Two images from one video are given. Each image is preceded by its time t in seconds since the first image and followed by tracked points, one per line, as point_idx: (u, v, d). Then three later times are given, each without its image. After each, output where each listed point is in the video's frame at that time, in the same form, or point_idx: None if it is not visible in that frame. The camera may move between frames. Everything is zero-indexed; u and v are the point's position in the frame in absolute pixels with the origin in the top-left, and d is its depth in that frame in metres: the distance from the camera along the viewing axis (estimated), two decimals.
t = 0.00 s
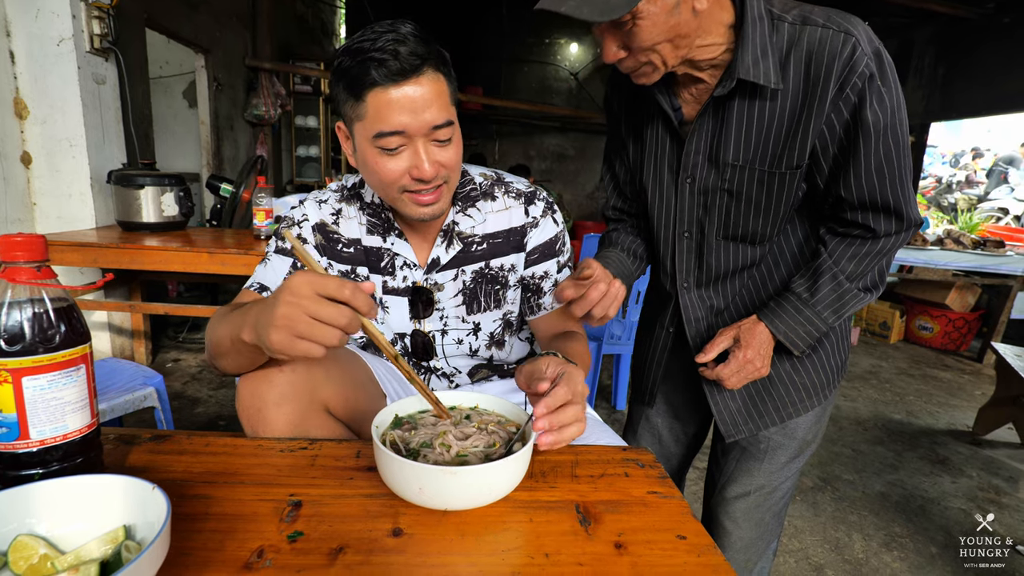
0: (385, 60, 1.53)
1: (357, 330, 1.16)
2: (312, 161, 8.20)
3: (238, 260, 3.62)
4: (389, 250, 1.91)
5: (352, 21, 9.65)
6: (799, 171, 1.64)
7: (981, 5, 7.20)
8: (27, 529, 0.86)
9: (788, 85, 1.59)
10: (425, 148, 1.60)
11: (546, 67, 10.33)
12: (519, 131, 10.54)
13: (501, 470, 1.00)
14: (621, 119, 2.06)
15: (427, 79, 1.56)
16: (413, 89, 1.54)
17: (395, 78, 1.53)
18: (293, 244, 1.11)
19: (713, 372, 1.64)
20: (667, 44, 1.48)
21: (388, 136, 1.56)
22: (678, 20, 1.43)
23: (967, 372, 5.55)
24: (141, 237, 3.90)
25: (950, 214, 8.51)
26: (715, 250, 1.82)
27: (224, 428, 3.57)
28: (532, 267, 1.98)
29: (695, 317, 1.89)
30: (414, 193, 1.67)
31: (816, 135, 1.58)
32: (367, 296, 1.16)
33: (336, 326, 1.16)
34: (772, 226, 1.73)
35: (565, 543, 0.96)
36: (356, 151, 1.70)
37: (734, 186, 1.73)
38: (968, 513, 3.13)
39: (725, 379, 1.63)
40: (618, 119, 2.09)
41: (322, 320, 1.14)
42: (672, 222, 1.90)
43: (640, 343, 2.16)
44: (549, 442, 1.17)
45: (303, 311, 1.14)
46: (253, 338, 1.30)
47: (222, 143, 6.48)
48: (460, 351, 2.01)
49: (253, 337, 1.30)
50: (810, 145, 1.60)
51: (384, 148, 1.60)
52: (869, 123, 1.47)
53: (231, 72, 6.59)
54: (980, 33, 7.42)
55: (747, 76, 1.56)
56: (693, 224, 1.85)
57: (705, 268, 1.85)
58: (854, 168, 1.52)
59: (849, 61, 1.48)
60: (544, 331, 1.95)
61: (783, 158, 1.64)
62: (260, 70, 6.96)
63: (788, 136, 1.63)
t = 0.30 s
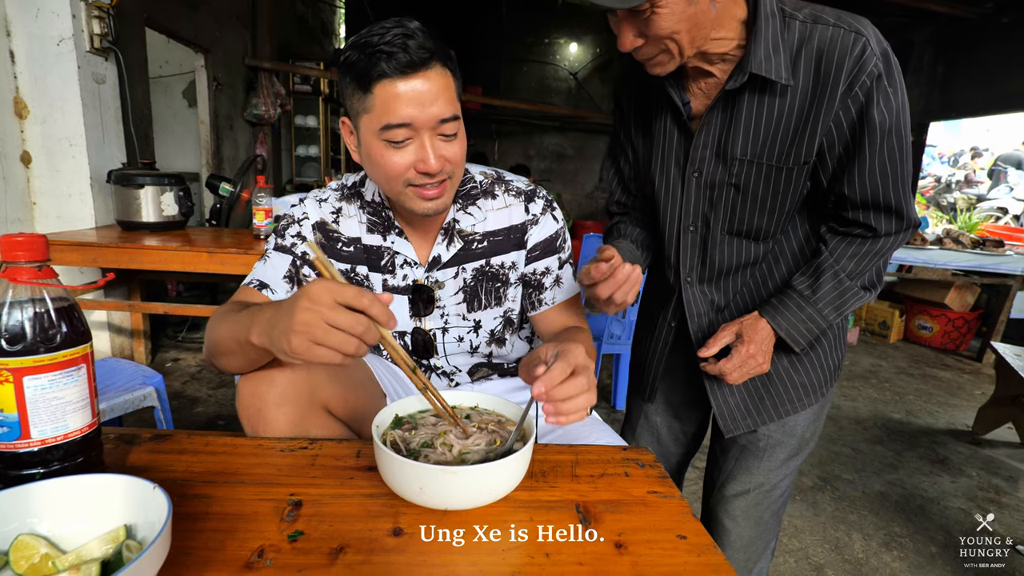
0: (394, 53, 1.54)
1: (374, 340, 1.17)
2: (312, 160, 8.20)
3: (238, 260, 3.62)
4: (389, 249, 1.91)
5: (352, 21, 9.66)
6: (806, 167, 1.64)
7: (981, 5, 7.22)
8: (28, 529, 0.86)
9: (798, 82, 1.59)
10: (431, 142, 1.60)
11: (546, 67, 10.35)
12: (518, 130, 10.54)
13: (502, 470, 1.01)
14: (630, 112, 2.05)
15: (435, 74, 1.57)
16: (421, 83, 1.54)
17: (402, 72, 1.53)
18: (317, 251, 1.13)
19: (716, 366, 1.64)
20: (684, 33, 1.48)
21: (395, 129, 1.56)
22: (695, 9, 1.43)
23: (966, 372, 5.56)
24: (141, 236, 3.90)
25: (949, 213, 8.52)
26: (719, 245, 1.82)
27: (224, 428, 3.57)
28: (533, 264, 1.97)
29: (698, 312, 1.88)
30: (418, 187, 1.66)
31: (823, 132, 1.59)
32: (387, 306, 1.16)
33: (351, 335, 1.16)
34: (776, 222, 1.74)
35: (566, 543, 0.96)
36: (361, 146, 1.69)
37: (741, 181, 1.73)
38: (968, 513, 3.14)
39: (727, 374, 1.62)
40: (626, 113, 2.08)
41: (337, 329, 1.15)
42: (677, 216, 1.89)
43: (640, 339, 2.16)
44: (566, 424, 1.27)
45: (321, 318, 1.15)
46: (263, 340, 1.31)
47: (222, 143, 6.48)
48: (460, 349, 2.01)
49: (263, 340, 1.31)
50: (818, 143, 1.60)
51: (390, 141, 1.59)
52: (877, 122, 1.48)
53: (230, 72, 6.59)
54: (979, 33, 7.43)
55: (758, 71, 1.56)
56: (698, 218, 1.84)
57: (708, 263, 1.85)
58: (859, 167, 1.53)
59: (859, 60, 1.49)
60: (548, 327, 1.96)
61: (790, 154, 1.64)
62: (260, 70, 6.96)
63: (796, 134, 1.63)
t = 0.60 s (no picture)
0: (393, 49, 1.54)
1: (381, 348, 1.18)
2: (311, 161, 8.22)
3: (237, 260, 3.62)
4: (389, 249, 1.91)
5: (352, 22, 9.67)
6: (808, 169, 1.65)
7: (979, 7, 7.27)
8: (27, 529, 0.86)
9: (801, 84, 1.59)
10: (430, 138, 1.61)
11: (545, 68, 10.37)
12: (517, 131, 10.55)
13: (500, 471, 1.01)
14: (636, 111, 2.06)
15: (433, 71, 1.57)
16: (420, 80, 1.55)
17: (400, 68, 1.54)
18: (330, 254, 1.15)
19: (713, 363, 1.64)
20: (693, 32, 1.48)
21: (394, 125, 1.57)
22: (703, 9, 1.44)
23: (965, 373, 5.56)
24: (140, 237, 3.90)
25: (947, 215, 8.55)
26: (720, 243, 1.82)
27: (223, 428, 3.57)
28: (532, 263, 1.97)
29: (698, 311, 1.88)
30: (417, 184, 1.66)
31: (825, 135, 1.59)
32: (395, 315, 1.17)
33: (358, 340, 1.17)
34: (776, 223, 1.74)
35: (565, 544, 0.97)
36: (360, 143, 1.69)
37: (742, 180, 1.73)
38: (967, 513, 3.14)
39: (725, 371, 1.63)
40: (631, 112, 2.09)
41: (345, 333, 1.16)
42: (679, 215, 1.90)
43: (641, 337, 2.16)
44: (569, 415, 1.33)
45: (331, 319, 1.16)
46: (266, 340, 1.30)
47: (222, 144, 6.48)
48: (459, 349, 2.01)
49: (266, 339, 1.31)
50: (819, 145, 1.61)
51: (390, 138, 1.60)
52: (877, 126, 1.49)
53: (230, 73, 6.59)
54: (976, 35, 7.47)
55: (762, 73, 1.57)
56: (700, 217, 1.84)
57: (709, 261, 1.85)
58: (858, 170, 1.54)
59: (861, 64, 1.50)
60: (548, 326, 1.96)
61: (792, 155, 1.65)
62: (260, 71, 6.98)
63: (798, 135, 1.63)
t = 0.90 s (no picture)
0: (397, 65, 1.53)
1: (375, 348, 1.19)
2: (313, 164, 8.25)
3: (239, 262, 3.63)
4: (391, 253, 1.92)
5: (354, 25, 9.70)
6: (811, 172, 1.65)
7: (980, 10, 7.31)
8: (32, 532, 0.86)
9: (806, 87, 1.60)
10: (434, 153, 1.62)
11: (546, 71, 10.40)
12: (518, 134, 10.56)
13: (503, 475, 1.01)
14: (641, 112, 2.07)
15: (438, 85, 1.57)
16: (426, 95, 1.54)
17: (404, 83, 1.53)
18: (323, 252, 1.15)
19: (713, 363, 1.65)
20: (699, 34, 1.49)
21: (398, 140, 1.57)
22: (710, 11, 1.46)
23: (967, 377, 5.55)
24: (142, 239, 3.90)
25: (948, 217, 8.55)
26: (723, 245, 1.82)
27: (224, 430, 3.57)
28: (533, 267, 1.97)
29: (701, 311, 1.89)
30: (421, 197, 1.68)
31: (829, 138, 1.59)
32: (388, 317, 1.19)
33: (354, 340, 1.17)
34: (780, 225, 1.74)
35: (568, 548, 0.97)
36: (364, 155, 1.69)
37: (746, 182, 1.73)
38: (969, 517, 3.14)
39: (725, 371, 1.63)
40: (637, 113, 2.09)
41: (340, 332, 1.16)
42: (683, 215, 1.90)
43: (644, 338, 2.16)
44: (573, 417, 1.34)
45: (326, 318, 1.16)
46: (265, 341, 1.31)
47: (224, 146, 6.50)
48: (461, 353, 2.01)
49: (265, 341, 1.31)
50: (823, 148, 1.61)
51: (393, 152, 1.60)
52: (880, 130, 1.50)
53: (233, 76, 6.62)
54: (977, 37, 7.51)
55: (766, 75, 1.58)
56: (704, 218, 1.85)
57: (712, 262, 1.85)
58: (861, 173, 1.55)
59: (865, 69, 1.51)
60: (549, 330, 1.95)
61: (796, 157, 1.65)
62: (262, 74, 7.02)
63: (801, 138, 1.64)
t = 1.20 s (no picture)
0: (399, 62, 1.54)
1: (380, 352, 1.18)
2: (315, 165, 8.27)
3: (241, 263, 3.64)
4: (394, 254, 1.92)
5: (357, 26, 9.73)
6: (813, 174, 1.65)
7: (983, 12, 7.35)
8: (35, 531, 0.86)
9: (807, 89, 1.60)
10: (436, 150, 1.62)
11: (549, 72, 10.43)
12: (520, 136, 10.57)
13: (505, 476, 1.01)
14: (641, 116, 2.07)
15: (441, 82, 1.57)
16: (428, 91, 1.55)
17: (407, 79, 1.54)
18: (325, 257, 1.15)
19: (715, 367, 1.65)
20: (705, 37, 1.50)
21: (400, 136, 1.57)
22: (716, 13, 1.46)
23: (969, 379, 5.54)
24: (144, 240, 3.91)
25: (950, 220, 8.56)
26: (724, 247, 1.82)
27: (226, 431, 3.58)
28: (536, 270, 1.98)
29: (702, 314, 1.89)
30: (422, 194, 1.68)
31: (830, 140, 1.59)
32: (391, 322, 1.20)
33: (360, 347, 1.17)
34: (781, 227, 1.74)
35: (570, 548, 0.96)
36: (366, 152, 1.70)
37: (747, 184, 1.73)
38: (971, 519, 3.14)
39: (726, 374, 1.63)
40: (637, 117, 2.10)
41: (345, 339, 1.16)
42: (684, 218, 1.90)
43: (646, 341, 2.16)
44: (580, 423, 1.31)
45: (330, 327, 1.16)
46: (267, 348, 1.31)
47: (226, 147, 6.51)
48: (463, 354, 2.01)
49: (267, 348, 1.31)
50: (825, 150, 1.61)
51: (396, 148, 1.60)
52: (881, 131, 1.50)
53: (235, 77, 6.64)
54: (980, 39, 7.65)
55: (767, 77, 1.58)
56: (705, 221, 1.85)
57: (713, 265, 1.85)
58: (863, 176, 1.55)
59: (866, 71, 1.51)
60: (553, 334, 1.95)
61: (797, 159, 1.65)
62: (264, 75, 7.05)
63: (802, 140, 1.64)
